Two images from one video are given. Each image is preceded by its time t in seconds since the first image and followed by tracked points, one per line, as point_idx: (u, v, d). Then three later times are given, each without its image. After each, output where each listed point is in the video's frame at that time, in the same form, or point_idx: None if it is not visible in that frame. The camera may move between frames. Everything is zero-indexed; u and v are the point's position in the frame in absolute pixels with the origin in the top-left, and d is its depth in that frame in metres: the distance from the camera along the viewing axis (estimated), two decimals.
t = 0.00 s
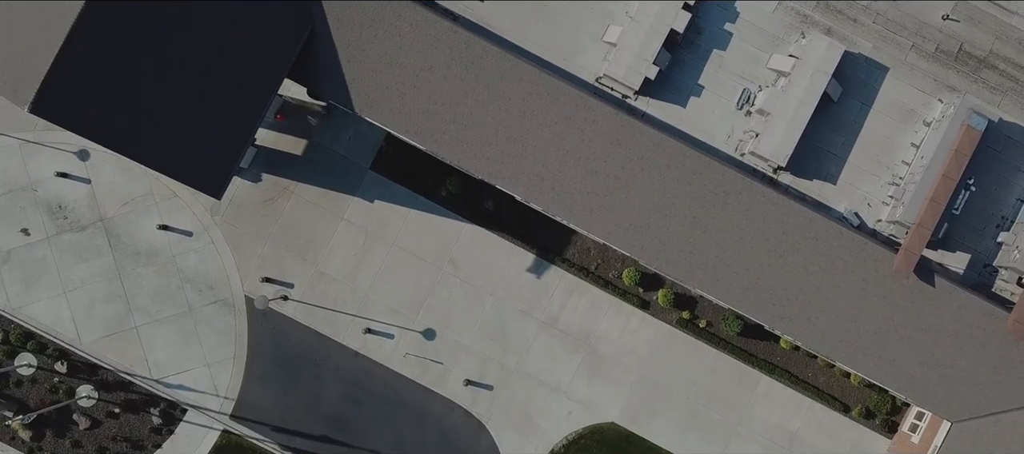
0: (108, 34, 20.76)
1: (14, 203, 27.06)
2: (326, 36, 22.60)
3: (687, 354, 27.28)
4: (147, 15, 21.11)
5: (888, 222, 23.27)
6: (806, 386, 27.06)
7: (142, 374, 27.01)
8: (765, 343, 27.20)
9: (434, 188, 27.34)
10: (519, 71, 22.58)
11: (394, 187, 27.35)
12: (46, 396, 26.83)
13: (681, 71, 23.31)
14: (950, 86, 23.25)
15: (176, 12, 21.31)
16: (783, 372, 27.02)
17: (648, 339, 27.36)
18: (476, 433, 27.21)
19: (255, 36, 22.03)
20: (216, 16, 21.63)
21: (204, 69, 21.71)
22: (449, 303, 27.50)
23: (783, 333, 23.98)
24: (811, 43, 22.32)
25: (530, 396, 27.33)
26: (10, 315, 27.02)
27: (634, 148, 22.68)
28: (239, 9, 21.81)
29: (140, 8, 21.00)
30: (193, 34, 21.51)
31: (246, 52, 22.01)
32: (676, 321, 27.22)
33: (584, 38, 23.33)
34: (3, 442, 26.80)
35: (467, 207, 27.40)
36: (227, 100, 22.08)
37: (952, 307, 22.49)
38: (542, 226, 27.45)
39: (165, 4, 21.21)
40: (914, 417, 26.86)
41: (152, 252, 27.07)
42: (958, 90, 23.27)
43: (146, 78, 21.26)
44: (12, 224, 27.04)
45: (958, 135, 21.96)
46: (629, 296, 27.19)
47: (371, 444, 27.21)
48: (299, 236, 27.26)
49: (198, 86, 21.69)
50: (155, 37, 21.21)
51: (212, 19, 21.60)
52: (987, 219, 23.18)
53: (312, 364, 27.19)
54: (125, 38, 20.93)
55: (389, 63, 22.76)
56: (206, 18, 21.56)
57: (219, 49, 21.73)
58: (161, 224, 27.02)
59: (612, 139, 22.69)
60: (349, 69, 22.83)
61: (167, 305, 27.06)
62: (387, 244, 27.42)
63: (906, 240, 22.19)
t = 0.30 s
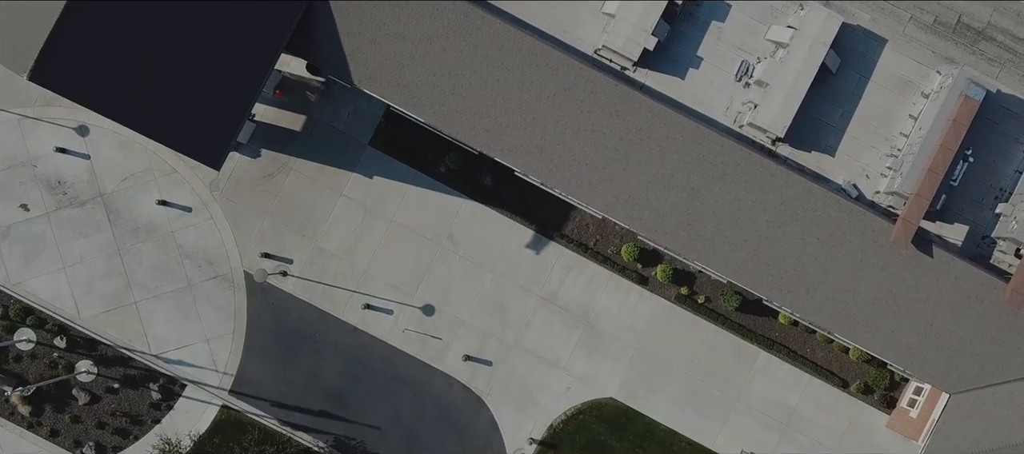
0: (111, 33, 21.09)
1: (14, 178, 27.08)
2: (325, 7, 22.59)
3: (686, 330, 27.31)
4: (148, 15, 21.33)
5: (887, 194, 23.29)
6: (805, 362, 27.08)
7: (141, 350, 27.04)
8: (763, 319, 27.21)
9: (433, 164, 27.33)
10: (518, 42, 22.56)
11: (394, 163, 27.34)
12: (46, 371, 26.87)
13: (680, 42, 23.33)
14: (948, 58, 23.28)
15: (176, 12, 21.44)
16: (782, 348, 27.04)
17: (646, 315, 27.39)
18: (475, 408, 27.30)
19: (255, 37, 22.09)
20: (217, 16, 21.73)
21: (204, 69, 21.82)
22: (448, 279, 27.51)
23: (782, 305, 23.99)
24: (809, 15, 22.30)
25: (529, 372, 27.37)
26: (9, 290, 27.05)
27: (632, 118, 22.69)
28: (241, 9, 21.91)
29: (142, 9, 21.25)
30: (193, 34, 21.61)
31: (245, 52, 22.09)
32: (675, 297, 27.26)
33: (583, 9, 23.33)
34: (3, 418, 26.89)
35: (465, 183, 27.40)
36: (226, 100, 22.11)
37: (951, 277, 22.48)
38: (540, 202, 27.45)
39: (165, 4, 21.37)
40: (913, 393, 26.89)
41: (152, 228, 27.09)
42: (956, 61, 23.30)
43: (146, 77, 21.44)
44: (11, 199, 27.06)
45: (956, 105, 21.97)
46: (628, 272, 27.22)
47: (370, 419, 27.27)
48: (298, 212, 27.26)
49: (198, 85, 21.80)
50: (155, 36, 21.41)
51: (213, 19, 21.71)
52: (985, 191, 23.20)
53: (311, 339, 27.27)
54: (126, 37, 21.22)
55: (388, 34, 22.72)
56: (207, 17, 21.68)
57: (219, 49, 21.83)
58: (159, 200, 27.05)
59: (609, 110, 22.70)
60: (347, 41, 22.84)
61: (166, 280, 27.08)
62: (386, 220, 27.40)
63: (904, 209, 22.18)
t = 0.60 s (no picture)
0: (114, 35, 21.64)
1: (13, 153, 27.09)
2: None
3: (684, 306, 27.36)
4: (149, 15, 21.68)
5: (885, 165, 23.29)
6: (803, 337, 27.12)
7: (141, 325, 27.08)
8: (762, 295, 27.26)
9: (432, 140, 27.36)
10: (517, 11, 22.38)
11: (393, 139, 27.36)
12: (45, 346, 26.93)
13: (678, 14, 23.35)
14: (946, 30, 23.25)
15: (176, 13, 21.72)
16: (780, 324, 27.08)
17: (645, 290, 27.43)
18: (475, 384, 27.36)
19: (254, 36, 22.18)
20: (216, 17, 21.96)
21: (204, 68, 22.09)
22: (447, 255, 27.52)
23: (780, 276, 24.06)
24: None
25: (528, 348, 27.43)
26: (9, 266, 27.07)
27: (631, 89, 22.58)
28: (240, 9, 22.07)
29: (143, 10, 21.65)
30: (193, 34, 21.88)
31: (244, 51, 22.19)
32: (673, 273, 27.29)
33: None
34: (3, 393, 26.94)
35: (464, 159, 27.40)
36: (224, 98, 22.32)
37: (949, 249, 22.49)
38: (539, 178, 27.48)
39: (166, 5, 21.71)
40: (912, 368, 26.89)
41: (151, 204, 27.10)
42: (954, 34, 23.27)
43: (147, 76, 21.90)
44: (10, 175, 27.06)
45: (954, 76, 21.97)
46: (626, 248, 27.26)
47: (369, 394, 27.31)
48: (296, 188, 27.28)
49: (197, 84, 22.09)
50: (156, 37, 21.76)
51: (212, 20, 21.93)
52: (984, 163, 23.20)
53: (310, 315, 27.32)
54: (127, 37, 21.68)
55: (386, 6, 22.74)
56: (206, 18, 21.89)
57: (218, 49, 22.05)
58: (158, 175, 27.05)
59: (608, 81, 22.61)
60: (345, 14, 22.87)
61: (165, 256, 27.10)
62: (385, 196, 27.40)
63: (902, 180, 22.20)
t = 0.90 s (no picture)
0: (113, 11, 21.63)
1: (12, 125, 27.11)
2: None
3: (683, 279, 27.39)
4: None
5: (883, 132, 23.33)
6: (802, 309, 27.16)
7: (140, 297, 27.12)
8: (760, 267, 27.30)
9: (432, 113, 27.39)
10: None
11: (392, 112, 27.39)
12: (45, 318, 26.95)
13: None
14: None
15: None
16: (778, 296, 27.13)
17: (644, 263, 27.45)
18: (474, 356, 27.41)
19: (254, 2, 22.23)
20: None
21: (204, 51, 22.13)
22: (446, 227, 27.53)
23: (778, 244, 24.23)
24: None
25: (527, 320, 27.47)
26: (8, 238, 27.10)
27: (630, 57, 22.50)
28: None
29: None
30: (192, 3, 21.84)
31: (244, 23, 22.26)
32: (673, 245, 27.32)
33: None
34: (3, 364, 26.96)
35: (463, 132, 27.43)
36: (225, 82, 22.49)
37: (947, 216, 22.36)
38: (538, 150, 27.50)
39: None
40: (910, 340, 26.87)
41: (151, 176, 27.13)
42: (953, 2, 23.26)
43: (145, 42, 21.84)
44: (10, 147, 27.08)
45: (952, 42, 21.94)
46: (625, 220, 27.30)
47: (368, 366, 27.34)
48: (296, 160, 27.31)
49: (196, 69, 22.18)
50: (155, 21, 21.80)
51: None
52: (981, 131, 23.22)
53: (309, 287, 27.33)
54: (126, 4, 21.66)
55: None
56: None
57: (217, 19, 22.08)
58: (158, 148, 27.08)
59: (608, 48, 22.49)
60: None
61: (165, 228, 27.13)
62: (384, 168, 27.42)
63: (900, 146, 22.25)
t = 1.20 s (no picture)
0: None
1: (12, 101, 27.10)
2: None
3: (682, 255, 27.40)
4: None
5: (881, 104, 23.36)
6: (801, 285, 27.17)
7: (140, 272, 27.14)
8: (760, 243, 27.31)
9: (431, 88, 27.37)
10: None
11: (391, 87, 27.40)
12: (45, 293, 26.98)
13: None
14: None
15: None
16: (778, 271, 27.15)
17: (643, 239, 27.47)
18: (473, 332, 27.44)
19: None
20: None
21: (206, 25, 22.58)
22: (445, 203, 27.53)
23: (777, 217, 24.24)
24: None
25: (526, 296, 27.50)
26: (8, 213, 27.11)
27: (629, 27, 22.49)
28: None
29: None
30: None
31: None
32: (672, 221, 27.31)
33: None
34: (3, 339, 27.00)
35: (462, 108, 27.43)
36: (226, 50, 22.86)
37: (947, 186, 22.37)
38: (537, 126, 27.50)
39: None
40: (909, 315, 26.88)
41: (150, 151, 27.14)
42: None
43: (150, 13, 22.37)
44: (9, 122, 27.07)
45: (952, 13, 21.99)
46: (624, 196, 27.30)
47: (368, 342, 27.37)
48: (295, 136, 27.32)
49: (199, 39, 22.62)
50: None
51: None
52: (981, 102, 23.21)
53: (308, 263, 27.35)
54: None
55: None
56: None
57: None
58: (157, 123, 27.10)
59: (607, 18, 22.48)
60: None
61: (165, 203, 27.14)
62: (384, 144, 27.43)
63: (899, 117, 22.28)
